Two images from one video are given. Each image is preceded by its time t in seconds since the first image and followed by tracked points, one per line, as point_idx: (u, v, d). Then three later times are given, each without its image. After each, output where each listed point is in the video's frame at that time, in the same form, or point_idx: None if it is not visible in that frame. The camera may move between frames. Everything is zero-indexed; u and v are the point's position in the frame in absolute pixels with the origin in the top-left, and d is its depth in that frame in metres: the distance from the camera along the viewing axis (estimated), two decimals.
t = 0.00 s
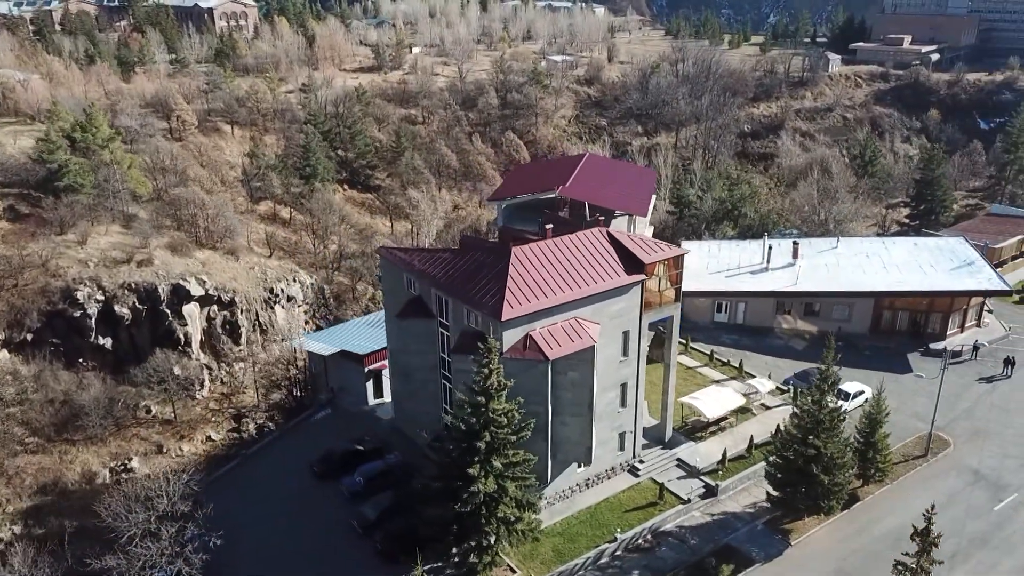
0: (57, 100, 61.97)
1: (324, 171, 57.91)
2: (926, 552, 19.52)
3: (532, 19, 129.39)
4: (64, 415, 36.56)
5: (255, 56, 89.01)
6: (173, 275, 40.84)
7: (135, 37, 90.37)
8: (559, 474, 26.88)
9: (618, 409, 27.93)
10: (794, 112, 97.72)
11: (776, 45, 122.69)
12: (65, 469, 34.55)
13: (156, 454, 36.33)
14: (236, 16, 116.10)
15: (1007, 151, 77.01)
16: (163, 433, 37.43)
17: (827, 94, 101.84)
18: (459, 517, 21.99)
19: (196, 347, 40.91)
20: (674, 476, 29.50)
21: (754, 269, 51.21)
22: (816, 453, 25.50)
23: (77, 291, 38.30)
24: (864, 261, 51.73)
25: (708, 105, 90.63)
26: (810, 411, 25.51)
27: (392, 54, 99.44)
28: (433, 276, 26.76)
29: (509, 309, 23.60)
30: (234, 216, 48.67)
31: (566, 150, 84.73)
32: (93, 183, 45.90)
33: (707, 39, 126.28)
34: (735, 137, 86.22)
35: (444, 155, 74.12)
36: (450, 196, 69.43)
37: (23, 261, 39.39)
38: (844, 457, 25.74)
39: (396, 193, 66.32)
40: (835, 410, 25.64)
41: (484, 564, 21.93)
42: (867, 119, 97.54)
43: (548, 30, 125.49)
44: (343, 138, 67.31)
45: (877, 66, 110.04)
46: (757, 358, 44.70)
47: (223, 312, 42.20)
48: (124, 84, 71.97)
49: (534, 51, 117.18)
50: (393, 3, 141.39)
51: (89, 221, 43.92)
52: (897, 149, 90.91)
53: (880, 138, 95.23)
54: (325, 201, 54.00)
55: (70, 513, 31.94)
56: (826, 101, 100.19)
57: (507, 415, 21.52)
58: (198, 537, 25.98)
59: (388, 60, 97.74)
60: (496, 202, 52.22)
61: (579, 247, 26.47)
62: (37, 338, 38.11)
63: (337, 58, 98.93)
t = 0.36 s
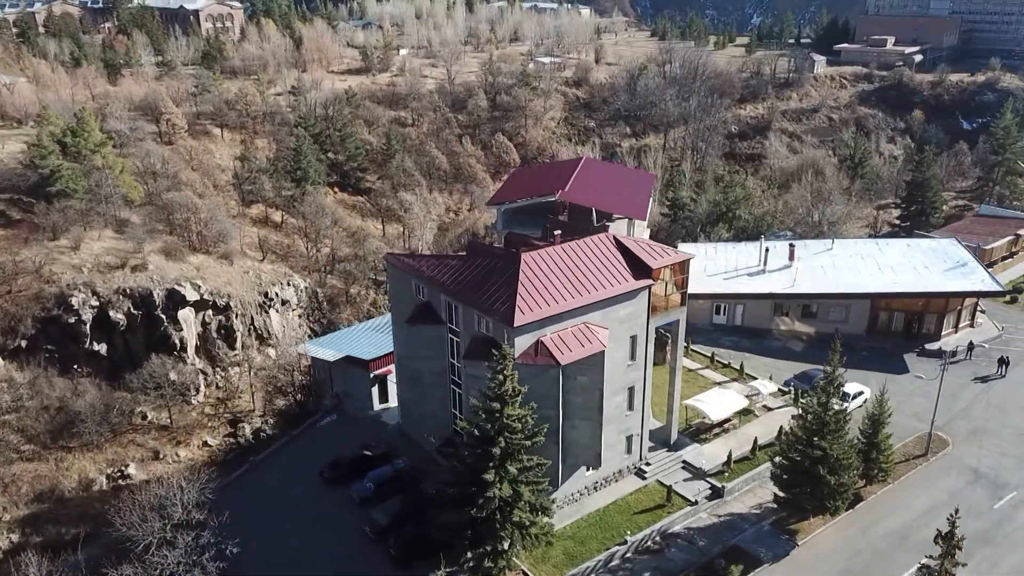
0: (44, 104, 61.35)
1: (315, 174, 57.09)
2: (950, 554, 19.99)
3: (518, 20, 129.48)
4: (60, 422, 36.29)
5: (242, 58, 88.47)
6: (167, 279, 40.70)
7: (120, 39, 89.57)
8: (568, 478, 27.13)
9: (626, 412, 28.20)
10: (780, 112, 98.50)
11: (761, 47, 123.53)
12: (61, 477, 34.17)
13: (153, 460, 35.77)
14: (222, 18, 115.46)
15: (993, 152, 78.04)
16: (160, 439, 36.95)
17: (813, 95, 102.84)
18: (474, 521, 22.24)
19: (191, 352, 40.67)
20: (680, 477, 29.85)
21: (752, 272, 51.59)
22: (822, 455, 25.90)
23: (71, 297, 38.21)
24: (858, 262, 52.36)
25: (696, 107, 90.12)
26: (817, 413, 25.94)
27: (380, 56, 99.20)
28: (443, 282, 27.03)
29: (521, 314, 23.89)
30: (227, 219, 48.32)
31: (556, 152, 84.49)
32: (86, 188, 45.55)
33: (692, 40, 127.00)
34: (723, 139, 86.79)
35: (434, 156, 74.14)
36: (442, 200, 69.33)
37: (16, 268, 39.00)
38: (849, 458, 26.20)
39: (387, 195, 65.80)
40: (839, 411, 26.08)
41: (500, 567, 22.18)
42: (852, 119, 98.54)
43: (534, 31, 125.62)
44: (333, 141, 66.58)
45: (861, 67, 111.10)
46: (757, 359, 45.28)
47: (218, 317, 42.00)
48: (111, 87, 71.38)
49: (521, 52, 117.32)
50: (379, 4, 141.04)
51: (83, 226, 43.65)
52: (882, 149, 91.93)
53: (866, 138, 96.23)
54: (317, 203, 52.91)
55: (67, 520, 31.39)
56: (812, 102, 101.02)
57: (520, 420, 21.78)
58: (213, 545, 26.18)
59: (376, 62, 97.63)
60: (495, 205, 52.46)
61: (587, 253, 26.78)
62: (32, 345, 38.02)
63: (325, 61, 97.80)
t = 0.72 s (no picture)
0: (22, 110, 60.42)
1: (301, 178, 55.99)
2: (968, 553, 20.57)
3: (498, 21, 129.52)
4: (49, 431, 36.01)
5: (222, 61, 87.51)
6: (156, 286, 39.81)
7: (96, 42, 88.21)
8: (573, 481, 27.42)
9: (628, 415, 28.54)
10: (760, 113, 99.50)
11: (740, 48, 124.61)
12: (50, 487, 33.77)
13: (143, 469, 35.40)
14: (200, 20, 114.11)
15: (972, 151, 79.29)
16: (150, 447, 36.57)
17: (791, 95, 104.08)
18: (485, 526, 22.46)
19: (180, 359, 40.04)
20: (681, 479, 30.26)
21: (743, 274, 52.15)
22: (823, 455, 26.40)
23: (59, 305, 37.70)
24: (846, 263, 53.19)
25: (677, 107, 92.57)
26: (817, 414, 26.42)
27: (361, 57, 98.62)
28: (447, 289, 27.22)
29: (528, 321, 24.20)
30: (212, 224, 47.54)
31: (539, 154, 84.39)
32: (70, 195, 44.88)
33: (672, 41, 127.76)
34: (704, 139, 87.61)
35: (418, 159, 73.91)
36: (426, 202, 68.24)
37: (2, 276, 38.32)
38: (849, 457, 26.75)
39: (372, 198, 65.29)
40: (839, 412, 26.59)
41: (512, 571, 22.44)
42: (829, 119, 99.91)
43: (514, 32, 125.75)
44: (317, 143, 66.47)
45: (838, 67, 112.59)
46: (751, 360, 45.91)
47: (207, 323, 41.32)
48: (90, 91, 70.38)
49: (502, 54, 117.40)
50: (357, 5, 140.10)
51: (67, 232, 43.10)
52: (860, 148, 93.27)
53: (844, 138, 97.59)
54: (302, 208, 51.03)
55: (58, 531, 31.04)
56: (791, 102, 102.19)
57: (530, 426, 22.03)
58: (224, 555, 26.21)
59: (357, 64, 97.23)
60: (488, 210, 52.63)
61: (589, 258, 27.09)
62: (18, 354, 37.45)
63: (306, 63, 97.29)
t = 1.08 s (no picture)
0: None
1: (276, 182, 55.14)
2: (972, 542, 22.23)
3: (468, 22, 129.55)
4: (25, 443, 35.29)
5: (190, 63, 86.17)
6: (133, 293, 38.94)
7: (59, 44, 86.25)
8: (568, 482, 27.73)
9: (621, 415, 28.91)
10: (729, 112, 100.89)
11: (708, 48, 126.11)
12: (28, 500, 33.53)
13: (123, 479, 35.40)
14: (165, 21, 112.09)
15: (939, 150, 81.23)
16: (129, 456, 36.47)
17: (759, 95, 105.81)
18: (486, 529, 22.67)
19: (159, 366, 39.07)
20: (673, 477, 30.73)
21: (724, 273, 52.90)
22: (812, 451, 27.06)
23: (32, 314, 36.46)
24: (823, 261, 54.34)
25: (649, 107, 94.39)
26: (807, 411, 27.02)
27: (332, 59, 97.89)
28: (441, 294, 27.39)
29: (525, 325, 24.47)
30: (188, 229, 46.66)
31: (513, 155, 84.59)
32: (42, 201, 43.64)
33: (641, 41, 128.85)
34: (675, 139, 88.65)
35: (393, 161, 73.36)
36: (403, 204, 68.03)
37: None
38: (837, 452, 27.46)
39: (347, 201, 64.82)
40: (826, 408, 27.25)
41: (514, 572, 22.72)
42: (797, 119, 101.77)
43: (485, 33, 125.90)
44: (291, 147, 65.90)
45: (805, 67, 114.71)
46: (735, 359, 46.62)
47: (185, 329, 40.28)
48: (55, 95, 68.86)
49: (473, 55, 117.50)
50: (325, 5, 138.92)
51: (39, 239, 42.16)
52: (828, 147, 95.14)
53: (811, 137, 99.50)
54: (277, 211, 50.36)
55: (37, 544, 31.16)
56: (759, 102, 103.83)
57: (530, 428, 22.26)
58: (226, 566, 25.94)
59: (328, 66, 96.55)
60: (471, 213, 52.67)
61: (581, 261, 27.43)
62: None
63: (276, 65, 96.50)
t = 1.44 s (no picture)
0: None
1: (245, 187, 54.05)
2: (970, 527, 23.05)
3: (433, 23, 129.28)
4: None
5: (153, 66, 84.35)
6: (104, 300, 38.24)
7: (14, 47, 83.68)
8: (560, 481, 28.01)
9: (610, 414, 29.28)
10: (695, 112, 102.13)
11: (671, 49, 127.43)
12: None
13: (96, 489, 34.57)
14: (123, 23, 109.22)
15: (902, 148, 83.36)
16: (103, 467, 35.52)
17: (723, 95, 107.41)
18: (485, 530, 22.84)
19: (131, 375, 38.50)
20: (661, 474, 31.21)
21: (702, 272, 53.74)
22: (798, 444, 27.71)
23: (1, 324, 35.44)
24: (796, 258, 55.51)
25: (616, 108, 95.21)
26: (792, 406, 27.65)
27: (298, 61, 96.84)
28: (432, 297, 27.46)
29: (518, 326, 24.70)
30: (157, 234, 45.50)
31: (483, 156, 84.57)
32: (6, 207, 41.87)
33: (606, 42, 129.79)
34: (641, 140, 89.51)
35: (363, 163, 71.90)
36: (375, 207, 67.69)
37: None
38: (820, 445, 28.18)
39: (317, 205, 64.12)
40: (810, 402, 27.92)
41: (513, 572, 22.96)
42: (761, 118, 103.54)
43: (449, 34, 125.80)
44: (260, 151, 65.15)
45: (767, 66, 116.77)
46: (715, 356, 47.35)
47: (158, 337, 39.84)
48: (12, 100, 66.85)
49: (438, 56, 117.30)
50: (287, 6, 137.38)
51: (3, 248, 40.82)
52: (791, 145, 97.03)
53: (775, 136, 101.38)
54: (248, 215, 48.90)
55: (9, 559, 30.44)
56: (723, 102, 105.31)
57: (525, 429, 22.51)
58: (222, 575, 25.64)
59: (293, 68, 95.42)
60: (450, 215, 52.58)
61: (570, 263, 27.75)
62: None
63: (240, 67, 95.15)
